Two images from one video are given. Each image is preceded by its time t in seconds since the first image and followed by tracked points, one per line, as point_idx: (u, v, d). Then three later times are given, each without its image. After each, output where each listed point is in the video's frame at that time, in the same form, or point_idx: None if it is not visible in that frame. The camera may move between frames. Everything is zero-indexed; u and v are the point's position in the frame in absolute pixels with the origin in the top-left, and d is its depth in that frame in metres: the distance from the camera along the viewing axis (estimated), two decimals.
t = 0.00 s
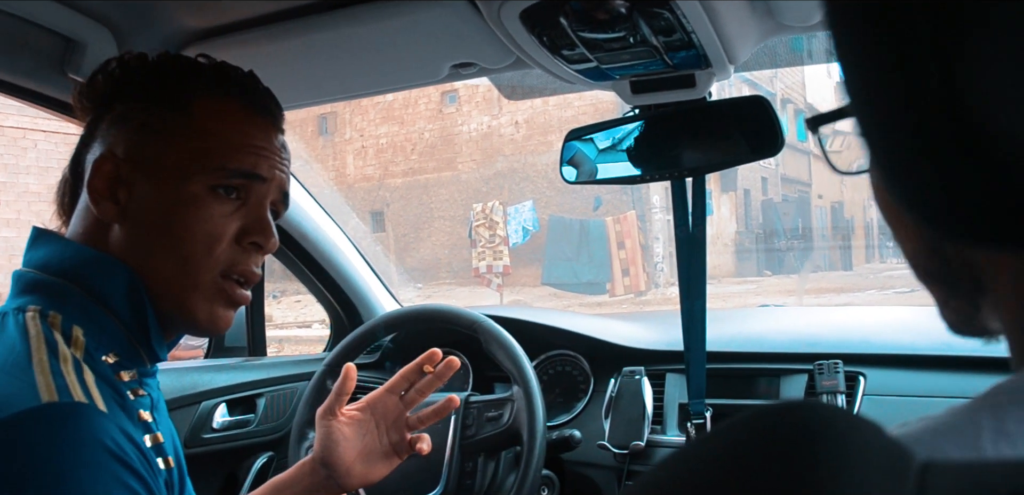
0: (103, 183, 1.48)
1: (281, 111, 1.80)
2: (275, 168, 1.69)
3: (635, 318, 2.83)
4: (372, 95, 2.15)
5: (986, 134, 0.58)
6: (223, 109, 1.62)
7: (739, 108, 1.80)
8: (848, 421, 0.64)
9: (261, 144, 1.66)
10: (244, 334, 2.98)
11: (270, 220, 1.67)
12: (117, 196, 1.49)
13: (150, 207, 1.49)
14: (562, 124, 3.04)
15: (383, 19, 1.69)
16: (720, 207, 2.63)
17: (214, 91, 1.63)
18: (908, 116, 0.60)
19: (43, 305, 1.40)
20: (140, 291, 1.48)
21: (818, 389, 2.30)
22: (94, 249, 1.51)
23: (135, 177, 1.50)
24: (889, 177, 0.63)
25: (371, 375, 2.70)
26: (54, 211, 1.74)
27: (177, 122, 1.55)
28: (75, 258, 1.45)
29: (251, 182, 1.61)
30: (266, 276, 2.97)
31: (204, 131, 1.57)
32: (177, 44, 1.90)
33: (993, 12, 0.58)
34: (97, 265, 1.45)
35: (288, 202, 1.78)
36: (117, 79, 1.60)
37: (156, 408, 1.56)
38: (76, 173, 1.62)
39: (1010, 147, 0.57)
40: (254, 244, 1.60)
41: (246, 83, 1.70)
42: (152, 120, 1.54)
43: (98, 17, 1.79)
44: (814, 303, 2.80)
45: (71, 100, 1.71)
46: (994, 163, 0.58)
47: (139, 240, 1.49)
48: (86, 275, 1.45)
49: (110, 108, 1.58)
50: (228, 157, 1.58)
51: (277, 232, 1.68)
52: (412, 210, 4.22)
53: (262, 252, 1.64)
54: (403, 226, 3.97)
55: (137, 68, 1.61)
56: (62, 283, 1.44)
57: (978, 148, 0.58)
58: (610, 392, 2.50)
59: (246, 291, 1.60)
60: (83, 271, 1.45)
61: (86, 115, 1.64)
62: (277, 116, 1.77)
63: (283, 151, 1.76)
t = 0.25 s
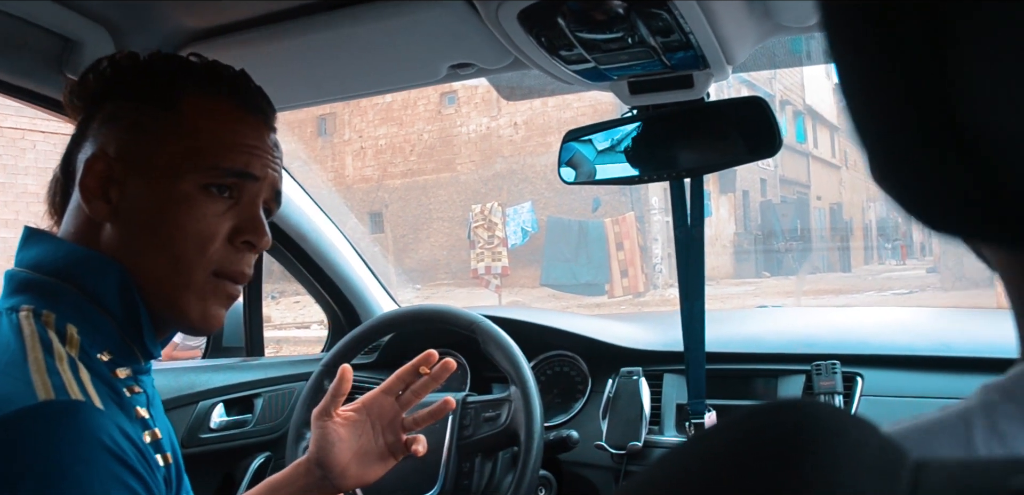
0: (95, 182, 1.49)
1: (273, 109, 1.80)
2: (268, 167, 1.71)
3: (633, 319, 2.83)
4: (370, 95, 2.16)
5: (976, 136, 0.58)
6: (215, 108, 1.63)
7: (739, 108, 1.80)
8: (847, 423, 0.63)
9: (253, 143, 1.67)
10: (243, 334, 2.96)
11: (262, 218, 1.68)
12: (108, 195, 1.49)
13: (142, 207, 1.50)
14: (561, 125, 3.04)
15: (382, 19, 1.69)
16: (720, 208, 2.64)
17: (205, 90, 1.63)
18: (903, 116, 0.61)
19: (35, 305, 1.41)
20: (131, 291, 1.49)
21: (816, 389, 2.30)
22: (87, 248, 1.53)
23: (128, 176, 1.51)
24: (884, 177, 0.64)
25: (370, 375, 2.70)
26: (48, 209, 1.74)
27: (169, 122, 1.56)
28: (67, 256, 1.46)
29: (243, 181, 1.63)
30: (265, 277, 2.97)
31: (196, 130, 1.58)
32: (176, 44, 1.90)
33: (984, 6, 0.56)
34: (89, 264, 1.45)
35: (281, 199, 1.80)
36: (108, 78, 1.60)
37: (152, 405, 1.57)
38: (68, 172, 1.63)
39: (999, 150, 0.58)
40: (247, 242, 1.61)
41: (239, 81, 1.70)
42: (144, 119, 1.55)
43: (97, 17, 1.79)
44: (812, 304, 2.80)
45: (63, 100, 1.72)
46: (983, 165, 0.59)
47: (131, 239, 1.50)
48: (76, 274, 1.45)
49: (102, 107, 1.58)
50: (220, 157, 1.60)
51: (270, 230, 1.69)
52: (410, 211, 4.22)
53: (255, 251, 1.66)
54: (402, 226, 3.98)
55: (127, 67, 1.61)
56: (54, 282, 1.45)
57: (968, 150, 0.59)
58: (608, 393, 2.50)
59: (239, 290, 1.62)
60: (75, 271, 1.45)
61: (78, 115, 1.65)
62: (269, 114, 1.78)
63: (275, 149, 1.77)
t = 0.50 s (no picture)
0: (82, 183, 1.50)
1: (259, 110, 1.82)
2: (255, 168, 1.72)
3: (628, 324, 2.83)
4: (365, 99, 2.16)
5: (981, 163, 0.52)
6: (202, 108, 1.64)
7: (734, 115, 1.81)
8: (833, 427, 0.64)
9: (240, 144, 1.69)
10: (237, 337, 2.96)
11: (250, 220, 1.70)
12: (96, 197, 1.50)
13: (130, 208, 1.51)
14: (557, 129, 3.05)
15: (376, 23, 1.69)
16: (715, 213, 2.66)
17: (192, 91, 1.64)
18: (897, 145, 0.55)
19: (21, 307, 1.41)
20: (119, 293, 1.50)
21: (810, 395, 2.31)
22: (74, 249, 1.53)
23: (116, 177, 1.52)
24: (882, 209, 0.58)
25: (364, 379, 2.70)
26: (33, 212, 1.74)
27: (156, 123, 1.57)
28: (52, 257, 1.47)
29: (231, 182, 1.64)
30: (260, 279, 2.97)
31: (184, 131, 1.60)
32: (171, 46, 1.90)
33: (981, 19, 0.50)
34: (77, 264, 1.46)
35: (268, 201, 1.82)
36: (93, 79, 1.60)
37: (142, 406, 1.58)
38: (54, 173, 1.64)
39: (1011, 179, 0.51)
40: (235, 243, 1.63)
41: (226, 83, 1.72)
42: (132, 121, 1.56)
43: (92, 20, 1.79)
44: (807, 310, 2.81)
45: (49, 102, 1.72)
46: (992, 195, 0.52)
47: (120, 240, 1.51)
48: (64, 275, 1.46)
49: (88, 108, 1.59)
50: (208, 158, 1.61)
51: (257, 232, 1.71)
52: (406, 214, 4.23)
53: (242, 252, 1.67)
54: (398, 230, 3.98)
55: (113, 68, 1.62)
56: (42, 284, 1.46)
57: (976, 179, 0.53)
58: (602, 397, 2.48)
59: (227, 291, 1.63)
60: (64, 272, 1.46)
61: (64, 116, 1.65)
62: (256, 116, 1.79)
63: (262, 151, 1.79)
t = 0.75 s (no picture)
0: (79, 184, 1.50)
1: (255, 110, 1.82)
2: (253, 169, 1.73)
3: (628, 325, 2.83)
4: (365, 100, 2.16)
5: (976, 156, 0.55)
6: (199, 108, 1.64)
7: (733, 116, 1.82)
8: (838, 429, 0.64)
9: (238, 145, 1.69)
10: (237, 338, 2.96)
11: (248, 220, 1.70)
12: (93, 197, 1.51)
13: (127, 208, 1.51)
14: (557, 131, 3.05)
15: (378, 24, 1.69)
16: (715, 214, 2.62)
17: (189, 91, 1.64)
18: (895, 144, 0.56)
19: (19, 308, 1.40)
20: (118, 293, 1.50)
21: (810, 397, 2.32)
22: (71, 249, 1.54)
23: (113, 178, 1.52)
24: (879, 203, 0.60)
25: (364, 379, 2.70)
26: (30, 213, 1.75)
27: (153, 123, 1.57)
28: (49, 258, 1.47)
29: (228, 183, 1.65)
30: (260, 280, 2.97)
31: (181, 131, 1.60)
32: (172, 47, 1.90)
33: (979, 20, 0.52)
34: (75, 265, 1.47)
35: (265, 201, 1.82)
36: (89, 79, 1.60)
37: (141, 406, 1.58)
38: (51, 173, 1.64)
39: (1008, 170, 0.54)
40: (232, 244, 1.63)
41: (223, 83, 1.72)
42: (129, 121, 1.56)
43: (93, 21, 1.79)
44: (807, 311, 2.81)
45: (47, 102, 1.72)
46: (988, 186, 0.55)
47: (117, 240, 1.51)
48: (62, 276, 1.46)
49: (85, 108, 1.59)
50: (206, 158, 1.61)
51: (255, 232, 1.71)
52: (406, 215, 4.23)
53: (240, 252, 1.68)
54: (398, 231, 3.98)
55: (110, 68, 1.62)
56: (41, 284, 1.46)
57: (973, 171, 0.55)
58: (603, 399, 2.48)
59: (225, 290, 1.64)
60: (62, 273, 1.46)
61: (61, 116, 1.65)
62: (254, 116, 1.79)
63: (260, 150, 1.79)
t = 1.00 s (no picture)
0: (81, 181, 1.50)
1: (259, 107, 1.82)
2: (255, 165, 1.73)
3: (630, 322, 2.83)
4: (367, 97, 2.16)
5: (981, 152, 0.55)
6: (201, 105, 1.64)
7: (735, 114, 1.80)
8: (845, 422, 0.64)
9: (240, 141, 1.69)
10: (240, 335, 2.98)
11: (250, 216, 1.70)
12: (95, 194, 1.51)
13: (130, 204, 1.52)
14: (559, 128, 3.05)
15: (380, 22, 1.69)
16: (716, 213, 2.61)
17: (191, 88, 1.64)
18: (901, 138, 0.58)
19: (22, 305, 1.41)
20: (121, 290, 1.50)
21: (812, 393, 2.31)
22: (74, 245, 1.54)
23: (115, 174, 1.52)
24: (885, 194, 0.61)
25: (366, 377, 2.70)
26: (32, 210, 1.75)
27: (155, 120, 1.57)
28: (52, 255, 1.47)
29: (230, 179, 1.65)
30: (263, 278, 2.98)
31: (183, 128, 1.60)
32: (175, 44, 1.90)
33: (984, 19, 0.52)
34: (78, 261, 1.47)
35: (268, 197, 1.82)
36: (92, 77, 1.60)
37: (144, 402, 1.58)
38: (53, 169, 1.64)
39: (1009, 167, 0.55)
40: (235, 240, 1.64)
41: (225, 79, 1.72)
42: (131, 118, 1.56)
43: (96, 18, 1.79)
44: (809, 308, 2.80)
45: (49, 99, 1.72)
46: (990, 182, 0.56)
47: (119, 237, 1.51)
48: (64, 272, 1.46)
49: (87, 105, 1.59)
50: (208, 155, 1.61)
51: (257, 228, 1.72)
52: (408, 213, 4.23)
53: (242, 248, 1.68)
54: (399, 228, 3.98)
55: (112, 66, 1.62)
56: (44, 281, 1.46)
57: (974, 166, 0.56)
58: (604, 398, 2.51)
59: (227, 286, 1.64)
60: (65, 270, 1.46)
61: (63, 113, 1.65)
62: (256, 112, 1.79)
63: (262, 147, 1.80)
